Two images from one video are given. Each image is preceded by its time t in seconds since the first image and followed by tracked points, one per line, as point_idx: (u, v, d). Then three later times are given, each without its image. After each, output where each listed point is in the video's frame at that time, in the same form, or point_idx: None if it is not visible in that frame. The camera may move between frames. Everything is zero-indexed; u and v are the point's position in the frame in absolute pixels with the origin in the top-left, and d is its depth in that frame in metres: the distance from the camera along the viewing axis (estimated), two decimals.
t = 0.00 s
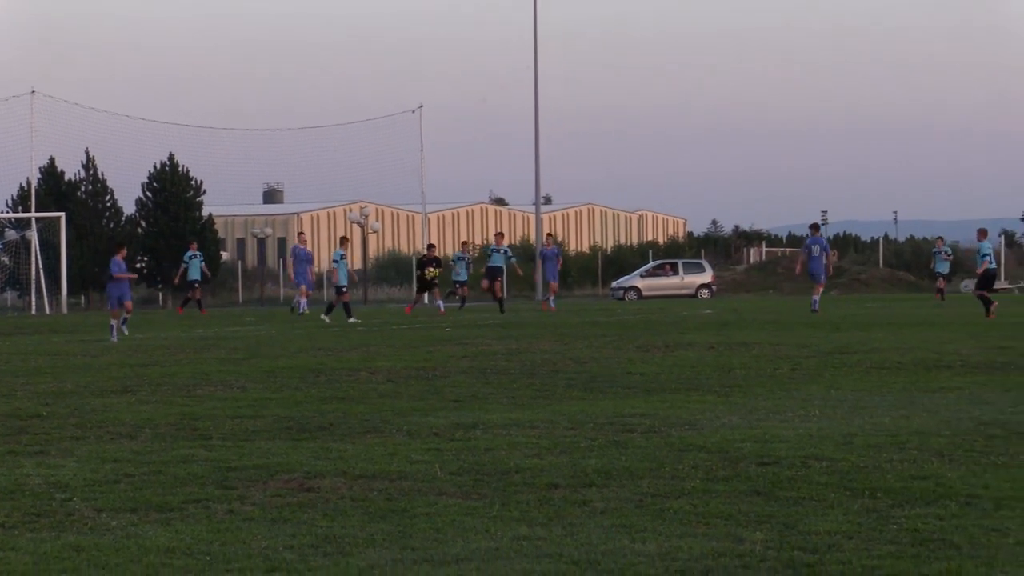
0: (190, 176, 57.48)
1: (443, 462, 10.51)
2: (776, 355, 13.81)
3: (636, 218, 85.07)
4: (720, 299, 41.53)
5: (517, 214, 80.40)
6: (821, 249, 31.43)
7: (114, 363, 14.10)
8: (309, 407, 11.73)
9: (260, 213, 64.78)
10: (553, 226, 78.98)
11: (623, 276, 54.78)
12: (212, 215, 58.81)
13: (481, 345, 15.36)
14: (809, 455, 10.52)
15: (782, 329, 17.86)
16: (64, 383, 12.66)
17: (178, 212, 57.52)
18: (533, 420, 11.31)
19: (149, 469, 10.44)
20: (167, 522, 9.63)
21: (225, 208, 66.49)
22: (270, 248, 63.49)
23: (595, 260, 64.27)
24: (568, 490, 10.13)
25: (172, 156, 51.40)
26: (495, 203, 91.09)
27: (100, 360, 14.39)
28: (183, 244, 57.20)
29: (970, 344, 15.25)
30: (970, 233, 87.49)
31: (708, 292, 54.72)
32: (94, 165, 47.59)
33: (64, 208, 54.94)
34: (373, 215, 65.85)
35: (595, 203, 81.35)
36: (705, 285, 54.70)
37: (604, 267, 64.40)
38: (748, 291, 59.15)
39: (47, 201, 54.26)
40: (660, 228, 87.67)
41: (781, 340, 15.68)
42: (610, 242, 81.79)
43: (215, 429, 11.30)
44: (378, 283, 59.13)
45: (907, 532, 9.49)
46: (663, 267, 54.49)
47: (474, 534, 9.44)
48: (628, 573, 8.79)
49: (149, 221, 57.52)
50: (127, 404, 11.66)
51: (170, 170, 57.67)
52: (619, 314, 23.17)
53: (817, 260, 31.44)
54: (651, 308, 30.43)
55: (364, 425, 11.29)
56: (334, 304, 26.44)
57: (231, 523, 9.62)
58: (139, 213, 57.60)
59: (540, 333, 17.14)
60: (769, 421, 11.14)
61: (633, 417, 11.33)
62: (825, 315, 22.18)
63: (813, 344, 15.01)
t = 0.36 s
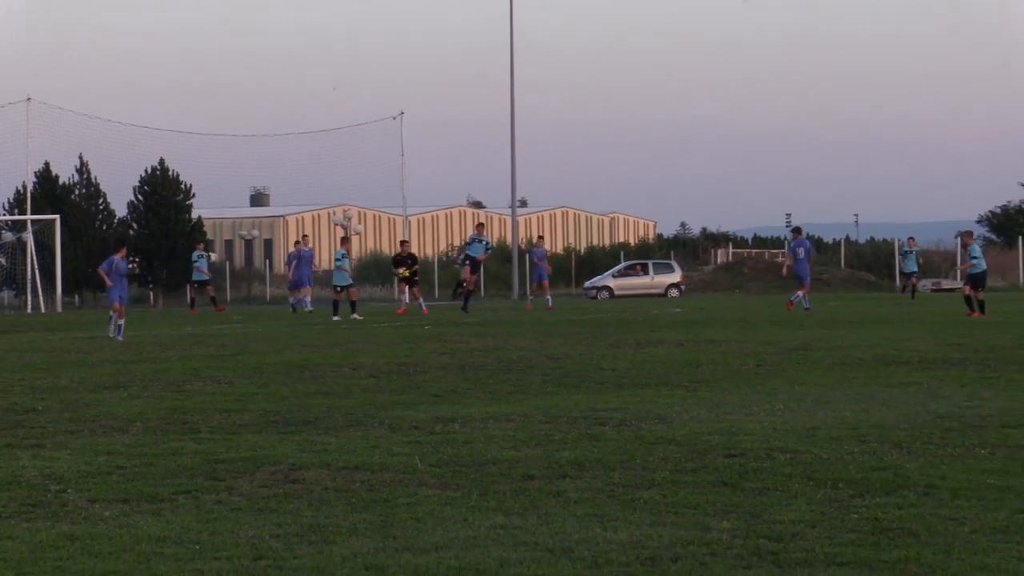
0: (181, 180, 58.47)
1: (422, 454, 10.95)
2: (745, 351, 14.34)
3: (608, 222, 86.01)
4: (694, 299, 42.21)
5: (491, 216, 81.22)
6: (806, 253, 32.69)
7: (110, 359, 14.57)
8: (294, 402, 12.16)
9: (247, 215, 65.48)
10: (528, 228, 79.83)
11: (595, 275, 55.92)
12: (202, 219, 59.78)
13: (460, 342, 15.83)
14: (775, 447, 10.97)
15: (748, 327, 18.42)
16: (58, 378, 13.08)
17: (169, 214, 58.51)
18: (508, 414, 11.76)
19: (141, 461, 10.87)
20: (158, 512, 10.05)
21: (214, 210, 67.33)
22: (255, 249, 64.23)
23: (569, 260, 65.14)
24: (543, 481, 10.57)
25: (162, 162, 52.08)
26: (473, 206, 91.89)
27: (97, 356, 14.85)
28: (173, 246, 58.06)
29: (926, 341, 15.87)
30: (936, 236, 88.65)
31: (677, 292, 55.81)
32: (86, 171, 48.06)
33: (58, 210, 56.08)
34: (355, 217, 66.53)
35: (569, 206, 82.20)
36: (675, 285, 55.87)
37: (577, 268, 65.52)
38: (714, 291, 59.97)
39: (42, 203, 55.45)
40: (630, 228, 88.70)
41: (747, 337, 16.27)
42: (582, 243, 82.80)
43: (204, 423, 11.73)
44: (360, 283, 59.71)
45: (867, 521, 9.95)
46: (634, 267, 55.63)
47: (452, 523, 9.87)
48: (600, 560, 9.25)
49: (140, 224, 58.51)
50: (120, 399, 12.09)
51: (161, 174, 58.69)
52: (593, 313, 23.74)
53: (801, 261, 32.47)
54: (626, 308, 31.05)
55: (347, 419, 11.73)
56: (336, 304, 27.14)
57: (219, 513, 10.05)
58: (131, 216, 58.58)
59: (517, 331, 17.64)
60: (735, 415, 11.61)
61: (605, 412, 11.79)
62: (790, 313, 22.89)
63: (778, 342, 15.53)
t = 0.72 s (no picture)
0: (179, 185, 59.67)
1: (407, 445, 11.56)
2: (716, 348, 15.01)
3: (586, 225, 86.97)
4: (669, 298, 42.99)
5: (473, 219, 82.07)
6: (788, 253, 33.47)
7: (110, 354, 15.19)
8: (286, 396, 12.78)
9: (243, 220, 67.71)
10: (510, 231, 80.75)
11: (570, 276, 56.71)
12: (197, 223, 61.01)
13: (443, 339, 16.47)
14: (741, 438, 11.59)
15: (716, 324, 19.12)
16: (61, 373, 13.68)
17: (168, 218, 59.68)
18: (488, 407, 12.39)
19: (141, 452, 11.47)
20: (157, 500, 10.64)
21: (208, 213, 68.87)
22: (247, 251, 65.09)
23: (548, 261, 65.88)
24: (522, 470, 11.17)
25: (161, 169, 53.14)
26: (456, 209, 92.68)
27: (97, 352, 15.45)
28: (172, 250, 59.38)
29: (885, 338, 16.63)
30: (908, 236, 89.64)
31: (649, 291, 56.76)
32: (91, 177, 48.95)
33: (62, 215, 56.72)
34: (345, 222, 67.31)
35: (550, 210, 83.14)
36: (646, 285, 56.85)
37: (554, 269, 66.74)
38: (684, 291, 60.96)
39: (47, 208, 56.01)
40: (606, 231, 89.79)
41: (717, 333, 17.00)
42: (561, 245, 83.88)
43: (200, 415, 12.34)
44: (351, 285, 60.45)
45: (828, 508, 10.56)
46: (608, 268, 56.65)
47: (435, 511, 10.46)
48: (576, 545, 9.87)
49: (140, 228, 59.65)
50: (120, 393, 12.69)
51: (159, 180, 59.83)
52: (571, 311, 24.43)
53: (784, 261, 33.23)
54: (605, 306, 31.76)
55: (336, 411, 12.34)
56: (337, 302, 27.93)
57: (215, 501, 10.64)
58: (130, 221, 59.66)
59: (497, 327, 18.32)
60: (705, 408, 12.24)
61: (580, 405, 12.42)
62: (759, 312, 23.70)
63: (745, 338, 16.21)
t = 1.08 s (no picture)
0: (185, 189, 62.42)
1: (402, 436, 12.19)
2: (694, 345, 15.79)
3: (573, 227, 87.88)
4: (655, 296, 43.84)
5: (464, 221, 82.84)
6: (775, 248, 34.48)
7: (119, 351, 15.89)
8: (287, 389, 13.42)
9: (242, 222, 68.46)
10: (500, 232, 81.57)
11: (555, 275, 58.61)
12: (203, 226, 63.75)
13: (434, 335, 17.17)
14: (718, 429, 12.23)
15: (695, 323, 19.88)
16: (72, 368, 14.34)
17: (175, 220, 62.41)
18: (478, 400, 13.03)
19: (149, 442, 12.09)
20: (164, 488, 11.25)
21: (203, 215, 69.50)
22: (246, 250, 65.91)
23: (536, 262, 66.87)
24: (509, 460, 11.79)
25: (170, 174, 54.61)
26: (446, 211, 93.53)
27: (107, 349, 16.16)
28: (177, 250, 61.81)
29: (853, 336, 17.48)
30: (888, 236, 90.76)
31: (631, 291, 59.38)
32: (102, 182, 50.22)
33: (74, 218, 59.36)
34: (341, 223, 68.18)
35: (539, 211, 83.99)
36: (628, 285, 59.56)
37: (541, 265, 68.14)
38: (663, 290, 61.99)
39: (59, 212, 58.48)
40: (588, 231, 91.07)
41: (694, 331, 17.85)
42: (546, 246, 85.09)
43: (205, 408, 12.98)
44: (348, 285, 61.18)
45: (800, 496, 11.17)
46: (591, 269, 58.96)
47: (429, 498, 11.09)
48: (561, 530, 10.49)
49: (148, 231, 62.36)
50: (129, 387, 13.33)
51: (167, 185, 62.63)
52: (558, 310, 25.19)
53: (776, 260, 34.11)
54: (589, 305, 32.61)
55: (335, 404, 12.98)
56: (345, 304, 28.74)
57: (220, 489, 11.25)
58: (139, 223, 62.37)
59: (486, 325, 19.04)
60: (684, 400, 12.92)
61: (566, 398, 13.07)
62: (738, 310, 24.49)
63: (722, 335, 16.94)
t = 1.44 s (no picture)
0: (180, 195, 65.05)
1: (386, 429, 12.82)
2: (663, 343, 16.56)
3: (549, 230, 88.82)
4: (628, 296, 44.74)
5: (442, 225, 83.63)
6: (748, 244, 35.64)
7: (116, 348, 16.60)
8: (275, 384, 14.08)
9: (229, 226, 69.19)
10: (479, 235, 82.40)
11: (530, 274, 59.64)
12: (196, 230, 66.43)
13: (416, 333, 17.88)
14: (684, 422, 12.91)
15: (662, 321, 20.64)
16: (71, 365, 14.99)
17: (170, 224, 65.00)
18: (459, 394, 13.68)
19: (145, 435, 12.72)
20: (159, 478, 11.85)
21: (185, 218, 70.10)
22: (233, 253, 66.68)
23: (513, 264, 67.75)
24: (488, 451, 12.42)
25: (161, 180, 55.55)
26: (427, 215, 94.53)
27: (104, 347, 16.88)
28: (171, 253, 64.32)
29: (814, 334, 18.33)
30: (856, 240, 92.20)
31: (603, 291, 60.30)
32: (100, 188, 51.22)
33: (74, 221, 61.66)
34: (328, 226, 68.95)
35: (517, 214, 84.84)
36: (600, 285, 60.45)
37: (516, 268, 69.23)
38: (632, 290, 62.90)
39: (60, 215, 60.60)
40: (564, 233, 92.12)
41: (662, 329, 18.70)
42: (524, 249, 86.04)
43: (198, 402, 13.62)
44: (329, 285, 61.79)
45: (763, 484, 11.78)
46: (565, 271, 60.00)
47: (411, 488, 11.71)
48: (537, 518, 11.09)
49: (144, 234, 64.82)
50: (126, 382, 13.98)
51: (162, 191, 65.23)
52: (533, 308, 25.95)
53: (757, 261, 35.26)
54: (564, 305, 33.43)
55: (322, 399, 13.63)
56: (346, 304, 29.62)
57: (212, 479, 11.85)
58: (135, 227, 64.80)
59: (464, 323, 19.76)
60: (653, 395, 13.61)
61: (542, 393, 13.73)
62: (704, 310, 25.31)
63: (689, 334, 17.68)
